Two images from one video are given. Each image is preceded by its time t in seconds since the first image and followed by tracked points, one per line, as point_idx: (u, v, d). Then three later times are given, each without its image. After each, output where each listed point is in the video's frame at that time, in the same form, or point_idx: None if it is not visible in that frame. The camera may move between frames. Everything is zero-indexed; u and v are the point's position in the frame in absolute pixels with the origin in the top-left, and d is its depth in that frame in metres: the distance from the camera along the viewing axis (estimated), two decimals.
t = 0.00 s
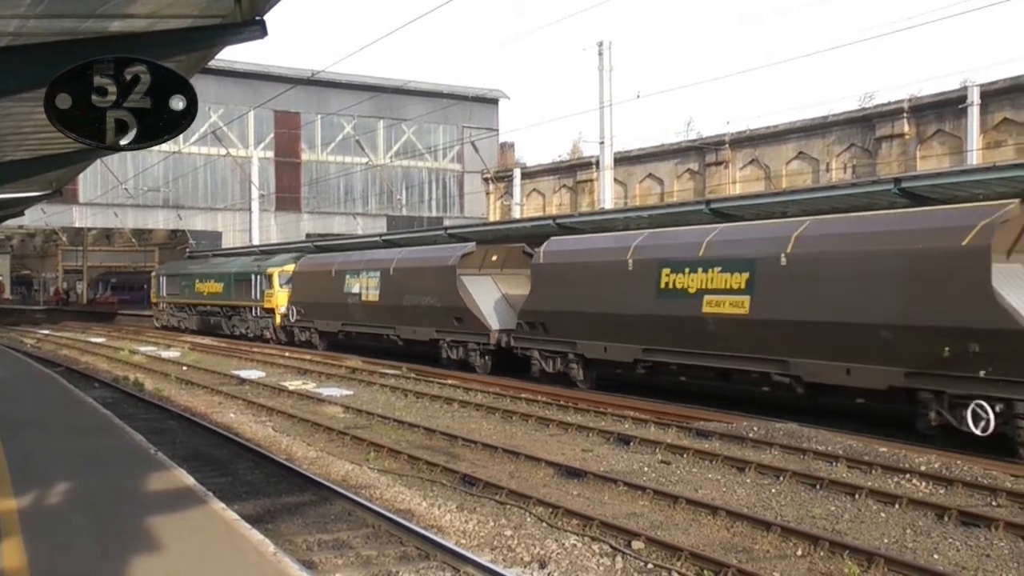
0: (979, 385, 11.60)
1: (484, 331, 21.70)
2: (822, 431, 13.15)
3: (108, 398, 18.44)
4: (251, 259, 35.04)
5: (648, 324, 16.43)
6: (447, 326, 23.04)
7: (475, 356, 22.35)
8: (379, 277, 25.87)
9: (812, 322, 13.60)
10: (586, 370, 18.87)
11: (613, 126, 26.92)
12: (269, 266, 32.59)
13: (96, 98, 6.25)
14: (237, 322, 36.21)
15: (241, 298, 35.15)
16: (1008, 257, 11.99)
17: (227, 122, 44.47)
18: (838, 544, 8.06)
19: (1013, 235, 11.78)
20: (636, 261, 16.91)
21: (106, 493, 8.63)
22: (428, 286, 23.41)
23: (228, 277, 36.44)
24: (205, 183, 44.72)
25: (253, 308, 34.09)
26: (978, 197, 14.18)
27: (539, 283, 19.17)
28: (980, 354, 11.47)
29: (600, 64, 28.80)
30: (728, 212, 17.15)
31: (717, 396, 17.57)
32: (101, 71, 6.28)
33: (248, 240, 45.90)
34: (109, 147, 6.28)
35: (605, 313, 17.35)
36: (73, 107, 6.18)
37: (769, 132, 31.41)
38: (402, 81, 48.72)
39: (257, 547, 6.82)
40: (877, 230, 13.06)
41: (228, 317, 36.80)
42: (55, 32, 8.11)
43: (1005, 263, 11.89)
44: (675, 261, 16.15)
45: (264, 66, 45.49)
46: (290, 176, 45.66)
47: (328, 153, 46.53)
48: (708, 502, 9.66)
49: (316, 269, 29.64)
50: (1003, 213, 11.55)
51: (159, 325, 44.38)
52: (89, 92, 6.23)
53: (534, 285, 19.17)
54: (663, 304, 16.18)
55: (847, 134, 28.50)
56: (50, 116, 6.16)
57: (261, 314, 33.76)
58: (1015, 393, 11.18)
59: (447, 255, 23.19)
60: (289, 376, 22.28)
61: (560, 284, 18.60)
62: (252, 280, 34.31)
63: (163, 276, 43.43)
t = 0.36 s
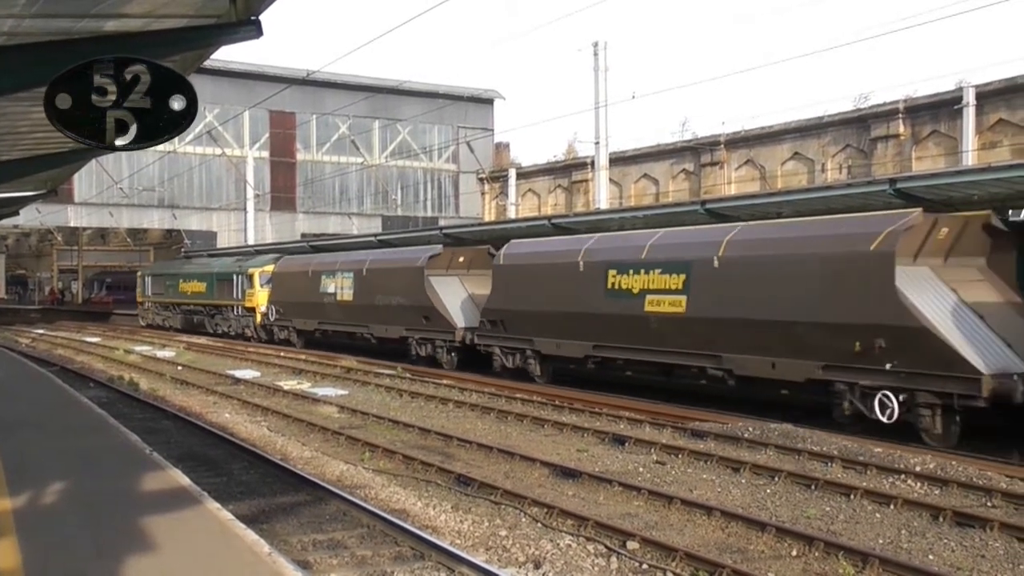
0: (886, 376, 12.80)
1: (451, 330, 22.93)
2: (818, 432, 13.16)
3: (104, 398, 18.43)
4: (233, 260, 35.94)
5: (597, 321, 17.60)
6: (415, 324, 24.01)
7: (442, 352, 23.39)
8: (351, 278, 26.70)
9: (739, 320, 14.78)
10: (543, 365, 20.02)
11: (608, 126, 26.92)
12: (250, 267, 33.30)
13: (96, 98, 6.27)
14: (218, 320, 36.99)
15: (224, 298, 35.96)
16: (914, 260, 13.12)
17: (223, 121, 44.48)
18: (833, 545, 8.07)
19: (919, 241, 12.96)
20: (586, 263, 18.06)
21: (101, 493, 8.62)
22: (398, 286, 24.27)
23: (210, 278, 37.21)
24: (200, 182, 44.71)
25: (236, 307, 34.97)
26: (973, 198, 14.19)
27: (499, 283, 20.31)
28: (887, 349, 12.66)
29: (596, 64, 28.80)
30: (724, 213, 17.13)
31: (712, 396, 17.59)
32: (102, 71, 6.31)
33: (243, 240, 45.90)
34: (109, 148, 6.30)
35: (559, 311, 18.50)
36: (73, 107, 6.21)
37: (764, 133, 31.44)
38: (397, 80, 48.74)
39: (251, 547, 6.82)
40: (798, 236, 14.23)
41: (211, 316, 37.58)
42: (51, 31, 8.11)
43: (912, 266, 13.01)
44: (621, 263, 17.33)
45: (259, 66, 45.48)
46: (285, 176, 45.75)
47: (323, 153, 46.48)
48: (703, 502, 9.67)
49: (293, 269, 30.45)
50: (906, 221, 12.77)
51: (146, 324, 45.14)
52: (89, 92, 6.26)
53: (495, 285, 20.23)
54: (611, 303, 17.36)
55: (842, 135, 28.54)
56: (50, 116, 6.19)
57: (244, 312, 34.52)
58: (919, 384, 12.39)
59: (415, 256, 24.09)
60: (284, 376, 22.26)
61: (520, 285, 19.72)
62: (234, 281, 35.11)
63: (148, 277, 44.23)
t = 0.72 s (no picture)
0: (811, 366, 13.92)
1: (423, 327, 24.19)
2: (818, 430, 13.16)
3: (103, 396, 18.43)
4: (218, 259, 37.03)
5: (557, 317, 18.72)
6: (391, 321, 25.25)
7: (416, 348, 24.62)
8: (332, 276, 28.00)
9: (681, 315, 15.86)
10: (507, 360, 21.20)
11: (607, 124, 26.92)
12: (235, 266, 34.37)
13: (96, 98, 6.30)
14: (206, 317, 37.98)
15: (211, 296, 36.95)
16: (836, 259, 14.08)
17: (221, 120, 44.42)
18: (832, 542, 8.08)
19: (840, 243, 13.95)
20: (545, 262, 19.15)
21: (101, 491, 8.63)
22: (375, 284, 25.53)
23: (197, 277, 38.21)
24: (198, 181, 44.74)
25: (222, 305, 36.03)
26: (971, 195, 14.17)
27: (468, 282, 21.43)
28: (811, 342, 13.77)
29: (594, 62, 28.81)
30: (723, 211, 17.08)
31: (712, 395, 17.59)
32: (102, 71, 6.33)
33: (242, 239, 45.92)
34: (109, 148, 6.31)
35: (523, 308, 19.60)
36: (73, 106, 6.22)
37: (763, 130, 31.45)
38: (395, 78, 48.76)
39: (252, 544, 6.83)
40: (733, 237, 15.28)
41: (199, 313, 38.59)
42: (49, 30, 8.10)
43: (834, 265, 13.98)
44: (577, 263, 18.43)
45: (257, 65, 45.53)
46: (283, 174, 45.67)
47: (322, 151, 46.42)
48: (703, 499, 9.67)
49: (277, 267, 31.59)
50: (824, 225, 13.79)
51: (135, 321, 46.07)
52: (89, 92, 6.28)
53: (463, 283, 21.41)
54: (568, 300, 18.46)
55: (841, 132, 28.57)
56: (50, 116, 6.19)
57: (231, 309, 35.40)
58: (840, 374, 13.48)
59: (390, 256, 25.36)
60: (283, 374, 22.26)
61: (485, 283, 20.90)
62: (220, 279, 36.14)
63: (138, 276, 45.22)
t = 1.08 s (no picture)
0: (749, 357, 14.92)
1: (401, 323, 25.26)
2: (821, 427, 13.15)
3: (107, 395, 18.46)
4: (210, 259, 38.04)
5: (522, 314, 19.72)
6: (371, 318, 26.32)
7: (395, 344, 25.65)
8: (316, 275, 29.18)
9: (633, 312, 16.87)
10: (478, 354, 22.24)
11: (611, 123, 26.90)
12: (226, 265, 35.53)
13: (96, 98, 6.29)
14: (197, 316, 39.17)
15: (202, 294, 38.01)
16: (775, 258, 15.25)
17: (224, 118, 44.40)
18: (836, 540, 8.06)
19: (778, 243, 15.07)
20: (513, 262, 20.21)
21: (104, 491, 8.62)
22: (355, 283, 26.66)
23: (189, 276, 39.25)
24: (201, 180, 44.77)
25: (213, 303, 37.11)
26: (976, 192, 14.13)
27: (443, 280, 22.48)
28: (748, 334, 14.74)
29: (597, 60, 28.81)
30: (726, 209, 17.05)
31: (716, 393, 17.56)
32: (101, 71, 6.32)
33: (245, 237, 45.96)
34: (109, 148, 6.31)
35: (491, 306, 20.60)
36: (72, 107, 6.22)
37: (766, 128, 31.43)
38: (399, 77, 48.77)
39: (254, 544, 6.82)
40: (681, 238, 16.29)
41: (190, 311, 39.62)
42: (52, 29, 8.10)
43: (773, 265, 15.09)
44: (542, 264, 19.50)
45: (260, 63, 45.60)
46: (287, 173, 45.70)
47: (325, 150, 46.39)
48: (706, 497, 9.66)
49: (264, 266, 32.71)
50: (761, 227, 14.83)
51: (130, 320, 47.00)
52: (89, 91, 6.28)
53: (438, 282, 22.44)
54: (534, 297, 19.49)
55: (844, 130, 28.57)
56: (50, 116, 6.20)
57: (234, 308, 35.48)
58: (774, 363, 14.48)
59: (370, 256, 26.49)
60: (287, 373, 22.27)
61: (458, 282, 21.94)
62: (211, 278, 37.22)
63: (131, 275, 46.15)
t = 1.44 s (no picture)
0: (690, 350, 15.89)
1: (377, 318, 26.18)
2: (819, 426, 13.18)
3: (105, 394, 18.46)
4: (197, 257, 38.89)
5: (489, 311, 20.63)
6: (349, 315, 27.12)
7: (372, 340, 26.42)
8: (297, 274, 30.01)
9: (588, 309, 17.86)
10: (449, 349, 23.11)
11: (609, 121, 26.92)
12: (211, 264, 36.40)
13: (96, 97, 6.30)
14: (183, 313, 39.89)
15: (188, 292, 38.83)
16: (716, 259, 16.32)
17: (223, 116, 44.37)
18: (834, 538, 8.06)
19: (718, 244, 16.19)
20: (480, 262, 21.14)
21: (103, 489, 8.63)
22: (334, 282, 27.51)
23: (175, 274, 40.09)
24: (199, 179, 44.73)
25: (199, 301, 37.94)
26: (973, 191, 14.16)
27: (415, 279, 23.35)
28: (690, 329, 15.70)
29: (595, 59, 28.81)
30: (724, 207, 17.05)
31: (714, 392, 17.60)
32: (101, 71, 6.32)
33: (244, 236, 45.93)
34: (108, 148, 6.32)
35: (460, 303, 21.51)
36: (73, 107, 6.23)
37: (764, 127, 31.43)
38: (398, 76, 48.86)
39: (252, 543, 6.81)
40: (631, 240, 17.29)
41: (177, 309, 40.45)
42: (51, 28, 8.12)
43: (714, 264, 16.21)
44: (506, 263, 20.42)
45: (258, 61, 45.65)
46: (286, 171, 45.67)
47: (324, 148, 46.37)
48: (704, 496, 9.67)
49: (249, 266, 33.57)
50: (703, 230, 15.94)
51: (121, 317, 47.66)
52: (89, 91, 6.28)
53: (410, 280, 23.32)
54: (498, 295, 20.41)
55: (842, 129, 28.59)
56: (50, 115, 6.22)
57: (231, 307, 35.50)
58: (712, 356, 15.43)
59: (349, 255, 27.36)
60: (285, 371, 22.27)
61: (429, 280, 22.81)
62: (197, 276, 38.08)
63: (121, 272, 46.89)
